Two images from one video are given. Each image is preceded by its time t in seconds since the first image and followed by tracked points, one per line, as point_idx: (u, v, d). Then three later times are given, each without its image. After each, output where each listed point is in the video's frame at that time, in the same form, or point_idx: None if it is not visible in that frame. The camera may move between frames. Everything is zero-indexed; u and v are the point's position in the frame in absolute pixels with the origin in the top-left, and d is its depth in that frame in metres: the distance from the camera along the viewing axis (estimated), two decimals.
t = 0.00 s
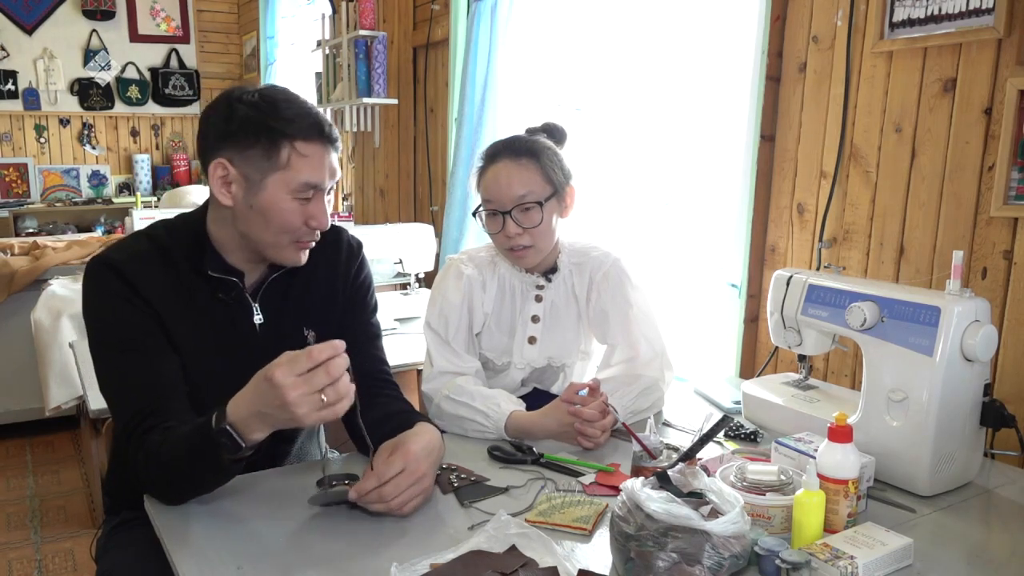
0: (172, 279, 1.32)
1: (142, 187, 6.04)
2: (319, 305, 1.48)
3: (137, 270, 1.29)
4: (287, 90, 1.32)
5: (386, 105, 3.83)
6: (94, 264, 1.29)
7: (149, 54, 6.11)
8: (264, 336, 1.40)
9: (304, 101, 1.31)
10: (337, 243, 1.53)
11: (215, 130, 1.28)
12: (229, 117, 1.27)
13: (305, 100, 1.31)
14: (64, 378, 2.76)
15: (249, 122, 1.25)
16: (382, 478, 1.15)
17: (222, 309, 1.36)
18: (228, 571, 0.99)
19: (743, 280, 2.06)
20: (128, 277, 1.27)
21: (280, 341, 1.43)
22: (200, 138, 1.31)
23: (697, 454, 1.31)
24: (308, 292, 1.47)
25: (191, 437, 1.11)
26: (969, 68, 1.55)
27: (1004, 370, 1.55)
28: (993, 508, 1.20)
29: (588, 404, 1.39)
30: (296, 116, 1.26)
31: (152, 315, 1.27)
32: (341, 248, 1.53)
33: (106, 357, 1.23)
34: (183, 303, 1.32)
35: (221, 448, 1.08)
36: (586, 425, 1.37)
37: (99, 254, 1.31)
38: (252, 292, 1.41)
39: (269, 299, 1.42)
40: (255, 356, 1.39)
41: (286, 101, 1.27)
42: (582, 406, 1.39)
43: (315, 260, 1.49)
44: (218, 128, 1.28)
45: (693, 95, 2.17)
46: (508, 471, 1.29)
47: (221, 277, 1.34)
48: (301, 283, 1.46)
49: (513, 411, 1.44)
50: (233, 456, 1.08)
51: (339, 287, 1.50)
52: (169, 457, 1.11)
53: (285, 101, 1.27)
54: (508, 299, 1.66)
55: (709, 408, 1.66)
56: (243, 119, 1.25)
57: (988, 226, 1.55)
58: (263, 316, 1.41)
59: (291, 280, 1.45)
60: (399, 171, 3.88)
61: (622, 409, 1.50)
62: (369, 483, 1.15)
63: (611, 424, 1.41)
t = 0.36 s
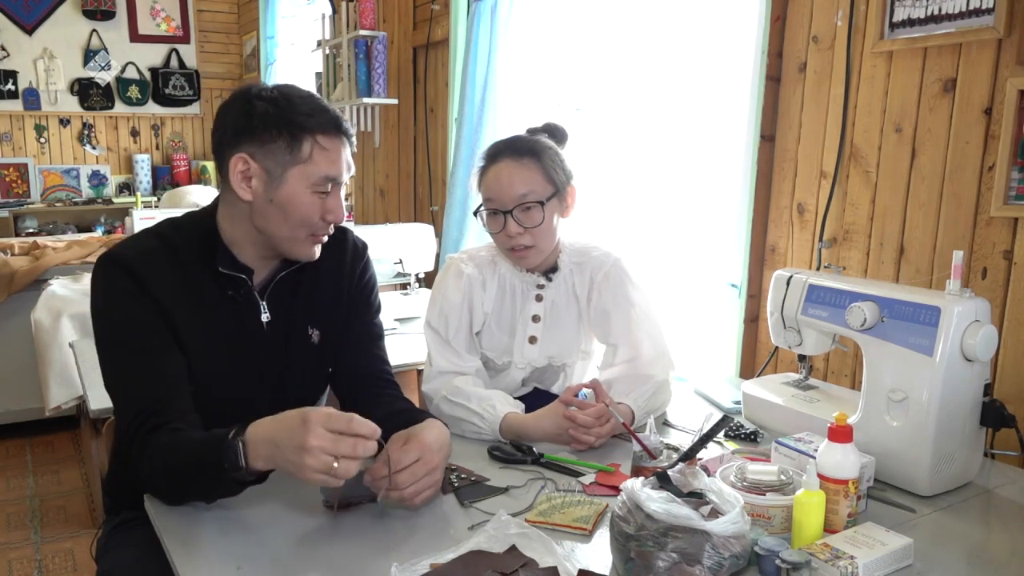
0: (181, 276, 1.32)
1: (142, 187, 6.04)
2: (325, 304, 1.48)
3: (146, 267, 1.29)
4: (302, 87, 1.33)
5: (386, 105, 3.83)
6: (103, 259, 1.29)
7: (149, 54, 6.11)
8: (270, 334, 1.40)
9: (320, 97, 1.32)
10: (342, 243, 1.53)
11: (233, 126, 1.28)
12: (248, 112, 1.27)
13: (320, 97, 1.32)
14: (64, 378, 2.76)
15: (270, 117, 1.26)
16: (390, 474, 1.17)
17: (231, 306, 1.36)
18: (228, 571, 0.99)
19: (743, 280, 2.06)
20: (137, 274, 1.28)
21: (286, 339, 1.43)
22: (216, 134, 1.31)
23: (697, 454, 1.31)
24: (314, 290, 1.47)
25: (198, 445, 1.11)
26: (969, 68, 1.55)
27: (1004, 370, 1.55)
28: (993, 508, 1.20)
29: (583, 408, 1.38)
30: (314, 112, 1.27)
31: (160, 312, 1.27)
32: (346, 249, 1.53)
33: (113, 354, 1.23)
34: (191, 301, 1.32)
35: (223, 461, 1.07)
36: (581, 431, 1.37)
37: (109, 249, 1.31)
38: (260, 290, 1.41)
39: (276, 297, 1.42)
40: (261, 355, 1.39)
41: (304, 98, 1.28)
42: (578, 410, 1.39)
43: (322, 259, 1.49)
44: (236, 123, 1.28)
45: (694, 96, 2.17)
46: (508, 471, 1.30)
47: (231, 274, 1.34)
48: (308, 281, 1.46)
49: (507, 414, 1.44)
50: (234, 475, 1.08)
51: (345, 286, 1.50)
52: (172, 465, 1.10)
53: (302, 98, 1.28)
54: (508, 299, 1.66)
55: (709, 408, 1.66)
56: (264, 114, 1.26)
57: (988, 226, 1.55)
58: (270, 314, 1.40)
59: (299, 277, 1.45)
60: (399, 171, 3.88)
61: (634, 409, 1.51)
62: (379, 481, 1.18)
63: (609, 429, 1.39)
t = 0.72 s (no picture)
0: (183, 275, 1.32)
1: (142, 187, 6.04)
2: (326, 303, 1.48)
3: (149, 266, 1.29)
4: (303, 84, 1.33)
5: (386, 105, 3.83)
6: (106, 257, 1.29)
7: (149, 54, 6.11)
8: (272, 333, 1.40)
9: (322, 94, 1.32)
10: (344, 242, 1.53)
11: (232, 121, 1.28)
12: (249, 107, 1.27)
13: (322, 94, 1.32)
14: (65, 378, 2.76)
15: (269, 113, 1.26)
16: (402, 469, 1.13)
17: (233, 304, 1.35)
18: (228, 571, 0.99)
19: (743, 280, 2.06)
20: (140, 272, 1.28)
21: (287, 338, 1.43)
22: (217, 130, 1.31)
23: (697, 454, 1.31)
24: (316, 289, 1.47)
25: (197, 447, 1.10)
26: (969, 68, 1.55)
27: (1004, 370, 1.55)
28: (993, 508, 1.20)
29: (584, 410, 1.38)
30: (315, 109, 1.27)
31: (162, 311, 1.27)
32: (348, 249, 1.53)
33: (114, 353, 1.23)
34: (193, 300, 1.32)
35: (222, 466, 1.07)
36: (580, 431, 1.37)
37: (112, 247, 1.31)
38: (263, 289, 1.41)
39: (278, 296, 1.41)
40: (262, 354, 1.39)
41: (305, 94, 1.28)
42: (579, 411, 1.39)
43: (324, 257, 1.49)
44: (235, 118, 1.28)
45: (694, 96, 2.17)
46: (508, 471, 1.30)
47: (234, 272, 1.34)
48: (310, 281, 1.46)
49: (507, 413, 1.44)
50: (232, 481, 1.07)
51: (346, 286, 1.50)
52: (171, 467, 1.10)
53: (303, 94, 1.28)
54: (509, 299, 1.66)
55: (709, 408, 1.66)
56: (264, 110, 1.26)
57: (988, 226, 1.55)
58: (273, 312, 1.40)
59: (301, 276, 1.45)
60: (399, 171, 3.88)
61: (640, 409, 1.51)
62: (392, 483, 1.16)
63: (610, 432, 1.39)
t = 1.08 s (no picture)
0: (182, 276, 1.32)
1: (142, 187, 6.04)
2: (326, 305, 1.48)
3: (148, 265, 1.29)
4: (308, 92, 1.31)
5: (386, 105, 3.83)
6: (105, 257, 1.29)
7: (149, 54, 6.11)
8: (272, 335, 1.40)
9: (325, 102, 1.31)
10: (343, 243, 1.53)
11: (243, 134, 1.26)
12: (258, 121, 1.25)
13: (325, 101, 1.31)
14: (65, 378, 2.76)
15: (282, 127, 1.25)
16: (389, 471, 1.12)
17: (233, 306, 1.35)
18: (228, 572, 0.99)
19: (743, 280, 2.05)
20: (138, 271, 1.28)
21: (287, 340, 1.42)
22: (222, 139, 1.29)
23: (697, 454, 1.31)
24: (316, 291, 1.47)
25: (199, 448, 1.11)
26: (969, 68, 1.55)
27: (1003, 370, 1.55)
28: (993, 508, 1.20)
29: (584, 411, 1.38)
30: (325, 122, 1.27)
31: (162, 311, 1.27)
32: (348, 250, 1.53)
33: (114, 353, 1.23)
34: (193, 300, 1.32)
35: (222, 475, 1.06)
36: (579, 432, 1.37)
37: (110, 246, 1.31)
38: (263, 291, 1.41)
39: (278, 298, 1.41)
40: (262, 355, 1.39)
41: (313, 106, 1.27)
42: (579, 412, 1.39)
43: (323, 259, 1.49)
44: (246, 131, 1.26)
45: (694, 96, 2.17)
46: (508, 472, 1.30)
47: (233, 274, 1.34)
48: (309, 284, 1.45)
49: (507, 414, 1.44)
50: (232, 494, 1.07)
51: (346, 287, 1.50)
52: (172, 469, 1.10)
53: (311, 106, 1.27)
54: (509, 299, 1.66)
55: (709, 408, 1.66)
56: (276, 124, 1.25)
57: (988, 226, 1.55)
58: (272, 314, 1.40)
59: (300, 278, 1.45)
60: (399, 171, 3.88)
61: (640, 410, 1.51)
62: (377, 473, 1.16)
63: (609, 433, 1.39)
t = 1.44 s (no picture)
0: (182, 271, 1.32)
1: (142, 187, 6.04)
2: (327, 303, 1.47)
3: (147, 261, 1.29)
4: (305, 89, 1.31)
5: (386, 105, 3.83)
6: (104, 251, 1.29)
7: (149, 54, 6.11)
8: (272, 332, 1.39)
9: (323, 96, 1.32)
10: (345, 241, 1.53)
11: (251, 137, 1.26)
12: (265, 123, 1.25)
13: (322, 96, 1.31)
14: (65, 378, 2.76)
15: (291, 125, 1.25)
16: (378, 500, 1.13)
17: (232, 302, 1.35)
18: (228, 571, 0.99)
19: (743, 280, 2.06)
20: (137, 265, 1.28)
21: (288, 338, 1.42)
22: (228, 145, 1.28)
23: (697, 455, 1.31)
24: (318, 289, 1.46)
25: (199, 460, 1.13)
26: (969, 68, 1.55)
27: (1003, 370, 1.55)
28: (993, 508, 1.20)
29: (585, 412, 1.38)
30: (330, 116, 1.28)
31: (158, 308, 1.28)
32: (350, 248, 1.52)
33: (109, 349, 1.24)
34: (191, 297, 1.32)
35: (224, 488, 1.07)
36: (579, 433, 1.37)
37: (111, 238, 1.31)
38: (263, 289, 1.40)
39: (279, 296, 1.41)
40: (262, 353, 1.38)
41: (313, 102, 1.28)
42: (578, 413, 1.39)
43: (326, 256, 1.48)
44: (253, 134, 1.26)
45: (694, 96, 2.17)
46: (508, 472, 1.30)
47: (233, 270, 1.34)
48: (310, 283, 1.45)
49: (507, 414, 1.44)
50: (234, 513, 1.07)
51: (348, 285, 1.50)
52: (170, 469, 1.12)
53: (312, 102, 1.28)
54: (509, 299, 1.66)
55: (709, 408, 1.66)
56: (284, 123, 1.25)
57: (988, 226, 1.55)
58: (273, 312, 1.40)
59: (301, 276, 1.44)
60: (399, 171, 3.88)
61: (640, 410, 1.51)
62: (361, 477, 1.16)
63: (610, 434, 1.39)
